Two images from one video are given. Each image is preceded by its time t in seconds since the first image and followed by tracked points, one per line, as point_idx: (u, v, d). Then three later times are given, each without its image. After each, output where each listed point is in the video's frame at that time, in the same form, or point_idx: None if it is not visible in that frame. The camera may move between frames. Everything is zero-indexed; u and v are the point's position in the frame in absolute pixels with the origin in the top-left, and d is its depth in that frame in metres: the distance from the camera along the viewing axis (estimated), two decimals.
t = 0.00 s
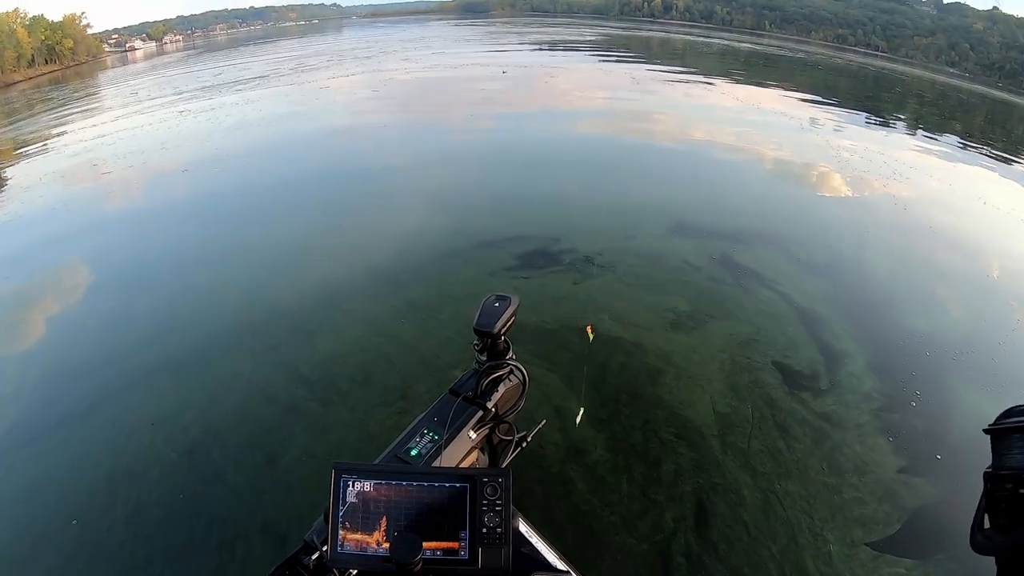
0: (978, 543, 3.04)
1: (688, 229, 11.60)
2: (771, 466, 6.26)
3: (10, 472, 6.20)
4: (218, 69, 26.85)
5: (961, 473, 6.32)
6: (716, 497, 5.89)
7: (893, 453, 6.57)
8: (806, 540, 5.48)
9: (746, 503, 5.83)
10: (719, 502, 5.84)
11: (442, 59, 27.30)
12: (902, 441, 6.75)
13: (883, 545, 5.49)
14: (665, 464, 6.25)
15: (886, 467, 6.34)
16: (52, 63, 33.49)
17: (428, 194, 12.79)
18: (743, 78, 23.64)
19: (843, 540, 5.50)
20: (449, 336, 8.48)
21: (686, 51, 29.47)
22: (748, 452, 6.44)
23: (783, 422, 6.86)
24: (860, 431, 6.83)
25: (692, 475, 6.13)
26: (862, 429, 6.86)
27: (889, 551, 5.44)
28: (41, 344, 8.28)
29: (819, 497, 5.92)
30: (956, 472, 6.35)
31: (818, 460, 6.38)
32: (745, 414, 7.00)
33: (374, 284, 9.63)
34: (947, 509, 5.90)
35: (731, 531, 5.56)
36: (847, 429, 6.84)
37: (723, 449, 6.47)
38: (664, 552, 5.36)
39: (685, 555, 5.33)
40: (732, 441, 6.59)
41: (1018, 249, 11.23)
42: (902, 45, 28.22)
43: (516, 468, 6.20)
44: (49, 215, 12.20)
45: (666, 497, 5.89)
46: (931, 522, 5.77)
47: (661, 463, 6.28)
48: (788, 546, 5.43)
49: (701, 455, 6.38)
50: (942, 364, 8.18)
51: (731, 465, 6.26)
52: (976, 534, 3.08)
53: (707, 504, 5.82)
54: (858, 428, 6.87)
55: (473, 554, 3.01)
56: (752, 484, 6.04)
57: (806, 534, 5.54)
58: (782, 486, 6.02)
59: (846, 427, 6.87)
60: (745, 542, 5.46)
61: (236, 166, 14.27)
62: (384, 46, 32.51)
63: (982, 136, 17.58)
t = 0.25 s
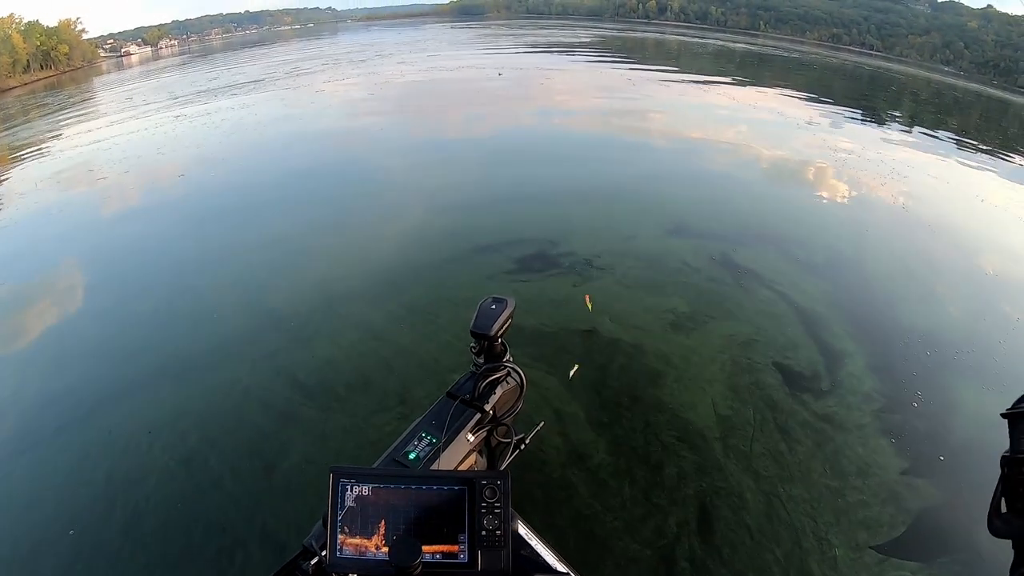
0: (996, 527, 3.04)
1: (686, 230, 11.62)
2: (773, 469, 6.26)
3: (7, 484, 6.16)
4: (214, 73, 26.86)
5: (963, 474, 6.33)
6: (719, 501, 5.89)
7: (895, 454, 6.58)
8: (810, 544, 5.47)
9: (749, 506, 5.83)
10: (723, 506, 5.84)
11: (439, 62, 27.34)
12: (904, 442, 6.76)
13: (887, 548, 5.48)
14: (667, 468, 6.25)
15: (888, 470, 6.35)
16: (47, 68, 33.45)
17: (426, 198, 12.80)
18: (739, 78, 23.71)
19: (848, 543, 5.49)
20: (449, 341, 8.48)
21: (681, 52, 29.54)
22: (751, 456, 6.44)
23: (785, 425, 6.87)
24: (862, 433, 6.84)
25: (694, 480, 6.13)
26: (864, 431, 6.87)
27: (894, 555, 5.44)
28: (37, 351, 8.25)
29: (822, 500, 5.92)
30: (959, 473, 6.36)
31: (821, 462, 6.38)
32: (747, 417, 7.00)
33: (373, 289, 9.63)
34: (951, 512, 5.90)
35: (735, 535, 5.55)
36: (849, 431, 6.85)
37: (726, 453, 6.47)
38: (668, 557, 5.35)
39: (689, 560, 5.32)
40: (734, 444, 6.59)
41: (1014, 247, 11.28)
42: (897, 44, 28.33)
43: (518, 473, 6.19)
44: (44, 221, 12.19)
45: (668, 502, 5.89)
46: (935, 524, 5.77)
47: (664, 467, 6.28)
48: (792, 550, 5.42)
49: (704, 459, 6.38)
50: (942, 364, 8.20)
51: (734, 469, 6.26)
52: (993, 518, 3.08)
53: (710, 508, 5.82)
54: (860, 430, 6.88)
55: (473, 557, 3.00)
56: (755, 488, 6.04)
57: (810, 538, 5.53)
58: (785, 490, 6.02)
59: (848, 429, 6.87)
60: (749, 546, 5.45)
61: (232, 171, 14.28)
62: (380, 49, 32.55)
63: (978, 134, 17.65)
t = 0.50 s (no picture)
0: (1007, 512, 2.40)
1: (685, 233, 11.65)
2: (777, 474, 6.27)
3: (7, 496, 6.15)
4: (211, 79, 26.91)
5: (966, 477, 6.33)
6: (723, 506, 5.90)
7: (898, 457, 6.59)
8: (815, 548, 5.47)
9: (753, 511, 5.84)
10: (727, 511, 5.84)
11: (435, 66, 27.41)
12: (906, 445, 6.76)
13: (892, 552, 5.49)
14: (671, 474, 6.26)
15: (892, 473, 6.36)
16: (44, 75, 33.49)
17: (424, 203, 12.82)
18: (736, 80, 23.77)
19: (853, 548, 5.49)
20: (449, 347, 8.49)
21: (678, 55, 29.62)
22: (754, 460, 6.45)
23: (788, 429, 6.88)
24: (865, 437, 6.85)
25: (698, 485, 6.14)
26: (867, 434, 6.88)
27: (899, 559, 5.44)
28: (36, 361, 8.25)
29: (827, 504, 5.93)
30: (961, 476, 6.37)
31: (824, 466, 6.39)
32: (749, 421, 7.01)
33: (373, 296, 9.64)
34: (955, 515, 5.90)
35: (739, 541, 5.56)
36: (852, 435, 6.86)
37: (729, 458, 6.48)
38: (673, 563, 5.35)
39: (694, 565, 5.33)
40: (737, 449, 6.60)
41: (1012, 247, 11.30)
42: (893, 44, 28.41)
43: (521, 480, 6.20)
44: (42, 228, 12.20)
45: (672, 507, 5.89)
46: (939, 528, 5.77)
47: (667, 472, 6.29)
48: (797, 555, 5.42)
49: (707, 464, 6.39)
50: (943, 365, 8.21)
51: (737, 474, 6.27)
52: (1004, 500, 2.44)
53: (714, 514, 5.82)
54: (863, 434, 6.88)
55: (470, 561, 3.01)
56: (759, 493, 6.05)
57: (816, 543, 5.53)
58: (790, 494, 6.03)
59: (851, 433, 6.88)
60: (754, 551, 5.46)
61: (230, 177, 14.31)
62: (377, 54, 32.62)
63: (974, 133, 17.69)
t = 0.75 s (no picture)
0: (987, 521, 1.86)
1: (683, 234, 11.68)
2: (781, 475, 6.29)
3: (7, 509, 6.13)
4: (207, 84, 26.91)
5: (969, 477, 6.34)
6: (727, 508, 5.92)
7: (901, 457, 6.59)
8: (820, 550, 5.49)
9: (757, 513, 5.86)
10: (731, 514, 5.86)
11: (431, 69, 27.44)
12: (909, 444, 6.77)
13: (896, 552, 5.50)
14: (674, 477, 6.28)
15: (894, 473, 6.37)
16: (40, 82, 33.44)
17: (422, 206, 12.83)
18: (731, 79, 23.82)
19: (857, 549, 5.51)
20: (450, 352, 8.50)
21: (673, 55, 29.68)
22: (757, 462, 6.47)
23: (791, 431, 6.90)
24: (868, 437, 6.85)
25: (701, 487, 6.16)
26: (869, 434, 6.89)
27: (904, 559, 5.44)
28: (35, 370, 8.23)
29: (830, 505, 5.95)
30: (964, 475, 6.37)
31: (827, 467, 6.40)
32: (752, 423, 7.03)
33: (373, 301, 9.65)
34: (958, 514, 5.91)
35: (743, 543, 5.58)
36: (855, 436, 6.86)
37: (732, 460, 6.50)
38: (678, 567, 5.38)
39: (699, 568, 5.36)
40: (740, 451, 6.62)
41: (1009, 244, 11.34)
42: (887, 42, 28.50)
43: (524, 486, 6.20)
44: (39, 236, 12.19)
45: (676, 510, 5.91)
46: (943, 528, 5.78)
47: (670, 475, 6.31)
48: (802, 557, 5.44)
49: (710, 467, 6.41)
50: (944, 363, 8.23)
51: (740, 476, 6.30)
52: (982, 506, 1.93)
53: (718, 516, 5.85)
54: (866, 434, 6.89)
55: (466, 563, 3.03)
56: (763, 495, 6.07)
57: (820, 545, 5.55)
58: (794, 496, 6.05)
59: (854, 433, 6.89)
60: (759, 554, 5.48)
61: (227, 183, 14.32)
62: (373, 57, 32.64)
63: (970, 130, 17.73)
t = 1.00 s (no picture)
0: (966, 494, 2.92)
1: (680, 223, 11.64)
2: (782, 466, 6.30)
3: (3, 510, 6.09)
4: (198, 78, 26.66)
5: (968, 465, 6.36)
6: (728, 499, 5.93)
7: (901, 445, 6.59)
8: (820, 540, 5.51)
9: (758, 504, 5.87)
10: (731, 504, 5.87)
11: (424, 60, 27.22)
12: (909, 432, 6.77)
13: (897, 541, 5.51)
14: (675, 468, 6.29)
15: (894, 461, 6.37)
16: (30, 78, 33.07)
17: (416, 199, 12.75)
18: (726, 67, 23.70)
19: (858, 538, 5.52)
20: (447, 345, 8.46)
21: (667, 43, 29.50)
22: (758, 452, 6.48)
23: (791, 420, 6.89)
24: (868, 425, 6.84)
25: (702, 478, 6.17)
26: (869, 422, 6.89)
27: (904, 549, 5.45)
28: (29, 370, 8.17)
29: (831, 495, 5.96)
30: (963, 463, 6.39)
31: (827, 456, 6.40)
32: (751, 413, 7.03)
33: (369, 295, 9.59)
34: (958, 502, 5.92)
35: (744, 534, 5.59)
36: (855, 424, 6.86)
37: (732, 450, 6.51)
38: (680, 559, 5.39)
39: (700, 559, 5.38)
40: (740, 441, 6.63)
41: (1004, 230, 11.36)
42: (881, 29, 28.41)
43: (525, 479, 6.19)
44: (30, 233, 12.08)
45: (677, 501, 5.92)
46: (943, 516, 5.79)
47: (671, 466, 6.31)
48: (802, 547, 5.46)
49: (711, 457, 6.41)
50: (942, 350, 8.24)
51: (741, 466, 6.30)
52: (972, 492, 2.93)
53: (718, 507, 5.86)
54: (866, 423, 6.87)
55: (460, 551, 3.01)
56: (763, 485, 6.08)
57: (821, 535, 5.56)
58: (794, 486, 6.06)
59: (854, 421, 6.88)
60: (760, 544, 5.49)
61: (220, 177, 14.20)
62: (365, 49, 32.36)
63: (964, 117, 17.71)
